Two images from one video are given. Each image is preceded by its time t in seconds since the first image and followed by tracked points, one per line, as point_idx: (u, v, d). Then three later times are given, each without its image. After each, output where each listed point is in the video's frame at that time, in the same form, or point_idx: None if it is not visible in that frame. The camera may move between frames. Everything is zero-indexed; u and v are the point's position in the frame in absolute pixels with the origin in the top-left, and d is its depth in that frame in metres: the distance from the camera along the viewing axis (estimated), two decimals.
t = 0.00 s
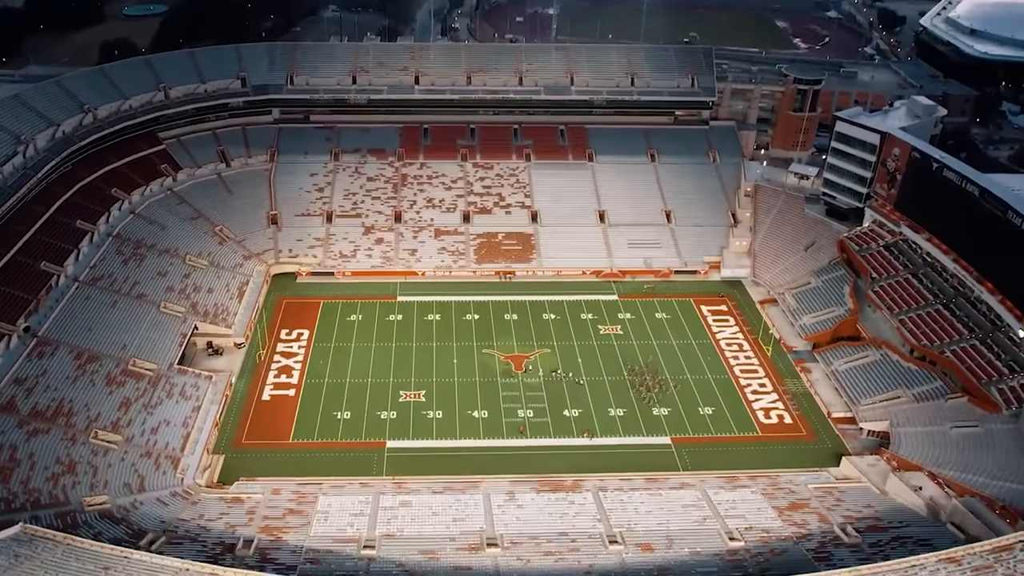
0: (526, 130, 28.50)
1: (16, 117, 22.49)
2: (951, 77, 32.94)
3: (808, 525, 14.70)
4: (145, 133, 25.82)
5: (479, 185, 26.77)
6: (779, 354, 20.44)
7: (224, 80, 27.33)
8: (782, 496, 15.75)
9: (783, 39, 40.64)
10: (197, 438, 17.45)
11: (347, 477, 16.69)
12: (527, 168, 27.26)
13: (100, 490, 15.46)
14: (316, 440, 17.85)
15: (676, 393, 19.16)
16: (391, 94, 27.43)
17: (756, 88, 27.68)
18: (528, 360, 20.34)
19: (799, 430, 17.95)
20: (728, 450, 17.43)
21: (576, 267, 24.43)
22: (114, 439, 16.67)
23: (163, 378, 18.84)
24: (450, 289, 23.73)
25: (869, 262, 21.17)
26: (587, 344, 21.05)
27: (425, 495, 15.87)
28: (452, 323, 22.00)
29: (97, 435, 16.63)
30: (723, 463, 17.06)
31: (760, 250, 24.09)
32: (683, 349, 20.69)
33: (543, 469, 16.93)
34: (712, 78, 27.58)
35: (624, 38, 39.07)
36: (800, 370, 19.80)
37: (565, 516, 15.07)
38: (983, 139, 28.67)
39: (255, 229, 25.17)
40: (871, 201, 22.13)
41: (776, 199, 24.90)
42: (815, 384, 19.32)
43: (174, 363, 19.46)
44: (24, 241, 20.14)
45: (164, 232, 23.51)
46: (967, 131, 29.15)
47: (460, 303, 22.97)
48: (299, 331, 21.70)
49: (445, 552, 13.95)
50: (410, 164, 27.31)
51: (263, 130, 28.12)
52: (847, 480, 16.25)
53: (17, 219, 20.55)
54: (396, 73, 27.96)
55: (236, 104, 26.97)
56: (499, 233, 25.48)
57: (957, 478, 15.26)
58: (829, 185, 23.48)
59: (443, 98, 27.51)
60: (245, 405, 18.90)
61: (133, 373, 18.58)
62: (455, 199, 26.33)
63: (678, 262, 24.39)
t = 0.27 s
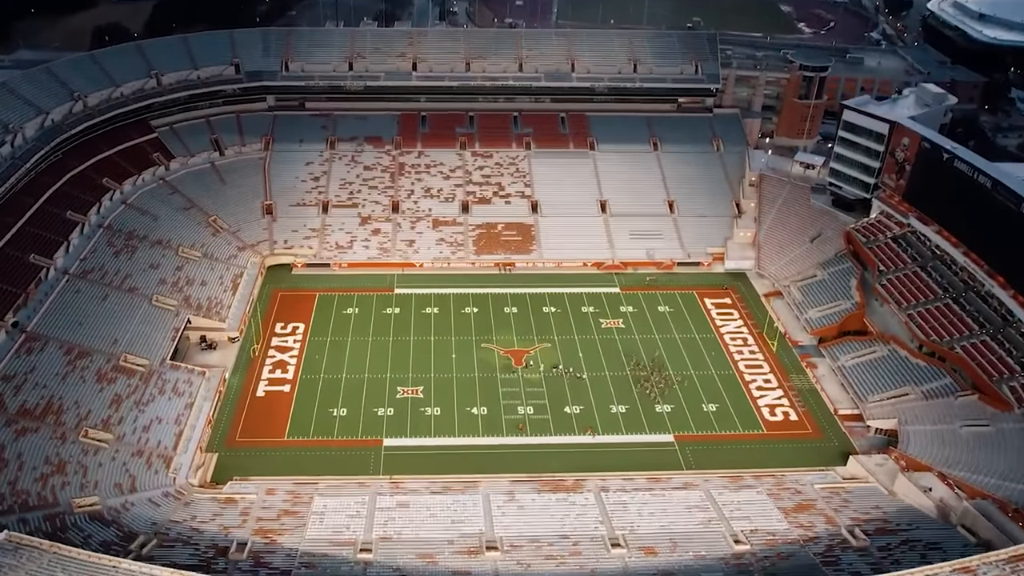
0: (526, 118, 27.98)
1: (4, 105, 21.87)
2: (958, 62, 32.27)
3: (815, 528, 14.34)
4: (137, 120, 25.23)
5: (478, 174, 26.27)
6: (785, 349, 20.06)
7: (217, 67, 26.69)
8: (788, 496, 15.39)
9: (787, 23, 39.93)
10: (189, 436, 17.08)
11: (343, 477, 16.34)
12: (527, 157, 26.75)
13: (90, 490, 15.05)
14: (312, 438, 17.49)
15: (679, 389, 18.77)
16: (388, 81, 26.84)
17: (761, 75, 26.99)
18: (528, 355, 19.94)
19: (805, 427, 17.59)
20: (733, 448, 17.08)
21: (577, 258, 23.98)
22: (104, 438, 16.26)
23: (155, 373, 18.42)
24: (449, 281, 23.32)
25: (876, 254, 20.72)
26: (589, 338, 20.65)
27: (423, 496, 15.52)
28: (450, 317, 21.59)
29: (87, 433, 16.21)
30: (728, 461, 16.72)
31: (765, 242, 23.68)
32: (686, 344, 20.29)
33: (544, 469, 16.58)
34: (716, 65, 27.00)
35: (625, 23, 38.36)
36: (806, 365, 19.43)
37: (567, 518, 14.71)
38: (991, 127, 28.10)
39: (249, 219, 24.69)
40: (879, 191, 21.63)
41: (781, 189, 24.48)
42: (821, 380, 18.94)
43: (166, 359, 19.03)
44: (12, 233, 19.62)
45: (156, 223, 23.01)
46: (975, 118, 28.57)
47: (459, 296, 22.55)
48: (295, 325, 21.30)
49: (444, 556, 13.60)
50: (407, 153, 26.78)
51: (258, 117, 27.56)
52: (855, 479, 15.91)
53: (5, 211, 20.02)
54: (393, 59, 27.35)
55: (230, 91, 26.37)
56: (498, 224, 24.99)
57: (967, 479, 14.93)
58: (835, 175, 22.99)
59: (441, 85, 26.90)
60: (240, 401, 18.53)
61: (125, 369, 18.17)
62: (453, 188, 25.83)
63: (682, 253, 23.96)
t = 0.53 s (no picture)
0: (527, 106, 27.46)
1: None
2: (967, 47, 31.60)
3: (822, 531, 13.99)
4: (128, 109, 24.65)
5: (477, 163, 25.76)
6: (790, 344, 19.69)
7: (211, 54, 26.07)
8: (794, 498, 15.04)
9: (792, 8, 39.22)
10: (182, 435, 16.71)
11: (339, 477, 15.99)
12: (527, 146, 26.24)
13: (80, 492, 14.68)
14: (307, 436, 17.12)
15: (683, 386, 18.39)
16: (385, 68, 26.24)
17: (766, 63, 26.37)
18: (528, 350, 19.55)
19: (810, 425, 17.24)
20: (737, 447, 16.73)
21: (578, 250, 23.53)
22: (95, 437, 15.88)
23: (147, 370, 18.02)
24: (447, 274, 22.87)
25: (884, 246, 20.28)
26: (590, 333, 20.25)
27: (421, 497, 15.16)
28: (449, 311, 21.17)
29: (77, 433, 15.83)
30: (732, 461, 16.37)
31: (770, 234, 23.25)
32: (689, 339, 19.90)
33: (544, 469, 16.24)
34: (721, 52, 26.42)
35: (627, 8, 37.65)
36: (812, 361, 19.05)
37: (568, 521, 14.36)
38: (1001, 114, 27.52)
39: (244, 210, 24.20)
40: (887, 182, 21.16)
41: (786, 179, 24.03)
42: (828, 376, 18.57)
43: (159, 354, 18.62)
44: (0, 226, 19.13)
45: (148, 214, 22.52)
46: (984, 105, 27.98)
47: (458, 289, 22.12)
48: (290, 319, 20.89)
49: (442, 561, 13.24)
50: (405, 142, 26.26)
51: (252, 105, 27.02)
52: (862, 480, 15.56)
53: None
54: (390, 45, 26.73)
55: (223, 79, 25.78)
56: (497, 215, 24.51)
57: (978, 481, 14.61)
58: (842, 166, 22.50)
59: (439, 72, 26.31)
60: (234, 398, 18.15)
61: (116, 366, 17.76)
62: (452, 178, 25.33)
63: (685, 246, 23.53)
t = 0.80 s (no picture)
0: (527, 93, 26.94)
1: None
2: (976, 32, 30.93)
3: (829, 534, 13.65)
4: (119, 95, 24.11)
5: (476, 152, 25.26)
6: (796, 339, 19.31)
7: (204, 39, 25.46)
8: (801, 498, 14.70)
9: None
10: (175, 432, 16.36)
11: (336, 476, 15.67)
12: (528, 134, 25.74)
13: (70, 493, 14.31)
14: (303, 433, 16.77)
15: (686, 382, 18.02)
16: (383, 53, 25.64)
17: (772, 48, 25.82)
18: (528, 345, 19.17)
19: (817, 422, 16.89)
20: (741, 445, 16.39)
21: (580, 241, 23.09)
22: (86, 436, 15.52)
23: (139, 365, 17.63)
24: (446, 266, 22.44)
25: (893, 238, 19.83)
26: (592, 327, 19.86)
27: (419, 497, 14.82)
28: (448, 304, 20.77)
29: (67, 431, 15.46)
30: (737, 460, 16.03)
31: (775, 224, 22.84)
32: (693, 333, 19.50)
33: (545, 467, 15.91)
34: (726, 37, 25.84)
35: None
36: (819, 356, 18.66)
37: (570, 522, 14.03)
38: (1011, 101, 26.94)
39: (239, 199, 23.74)
40: (896, 173, 20.69)
41: (792, 168, 23.58)
42: (835, 372, 18.19)
43: (151, 349, 18.22)
44: None
45: (141, 204, 22.03)
46: (994, 91, 27.40)
47: (457, 282, 21.69)
48: (286, 312, 20.50)
49: (441, 565, 12.91)
50: (403, 130, 25.74)
51: (247, 91, 26.48)
52: (870, 480, 15.23)
53: None
54: (388, 30, 26.11)
55: (217, 64, 25.19)
56: (497, 204, 24.03)
57: (990, 482, 14.29)
58: (850, 155, 21.98)
59: (438, 58, 25.73)
60: (228, 395, 17.78)
61: (107, 362, 17.35)
62: (451, 167, 24.83)
63: (688, 236, 23.11)
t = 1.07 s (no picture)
0: (528, 75, 26.30)
1: None
2: (989, 10, 30.16)
3: (838, 534, 13.29)
4: (109, 77, 23.58)
5: (476, 136, 24.67)
6: (803, 330, 18.89)
7: (197, 19, 24.68)
8: (808, 496, 14.33)
9: None
10: (167, 428, 15.99)
11: (332, 473, 15.31)
12: (529, 117, 25.15)
13: (60, 492, 13.91)
14: (299, 427, 16.40)
15: (691, 374, 17.61)
16: (380, 34, 24.94)
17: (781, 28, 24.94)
18: (529, 336, 18.75)
19: (824, 416, 16.52)
20: (747, 440, 16.03)
21: (582, 228, 22.58)
22: (75, 432, 15.12)
23: (130, 358, 17.20)
24: (444, 253, 21.94)
25: (903, 225, 19.31)
26: (595, 317, 19.42)
27: (417, 496, 14.46)
28: (447, 293, 20.31)
29: (56, 427, 15.04)
30: (743, 455, 15.68)
31: (782, 211, 22.34)
32: (698, 324, 19.08)
33: (546, 463, 15.55)
34: (732, 18, 25.15)
35: None
36: (827, 348, 18.24)
37: (572, 522, 13.67)
38: None
39: (233, 184, 23.18)
40: (908, 158, 20.10)
41: (800, 153, 23.04)
42: (843, 364, 17.77)
43: (143, 341, 17.78)
44: None
45: (132, 190, 21.47)
46: (1006, 72, 26.72)
47: (456, 270, 21.22)
48: (281, 301, 20.06)
49: (440, 567, 12.55)
50: (401, 113, 25.12)
51: (240, 73, 25.83)
52: (878, 477, 14.87)
53: None
54: (384, 10, 25.38)
55: (209, 45, 24.55)
56: (497, 190, 23.48)
57: (1003, 481, 13.94)
58: (859, 141, 21.42)
59: (436, 38, 25.03)
60: (222, 388, 17.39)
61: (98, 355, 16.92)
62: (450, 151, 24.25)
63: (693, 223, 22.63)
